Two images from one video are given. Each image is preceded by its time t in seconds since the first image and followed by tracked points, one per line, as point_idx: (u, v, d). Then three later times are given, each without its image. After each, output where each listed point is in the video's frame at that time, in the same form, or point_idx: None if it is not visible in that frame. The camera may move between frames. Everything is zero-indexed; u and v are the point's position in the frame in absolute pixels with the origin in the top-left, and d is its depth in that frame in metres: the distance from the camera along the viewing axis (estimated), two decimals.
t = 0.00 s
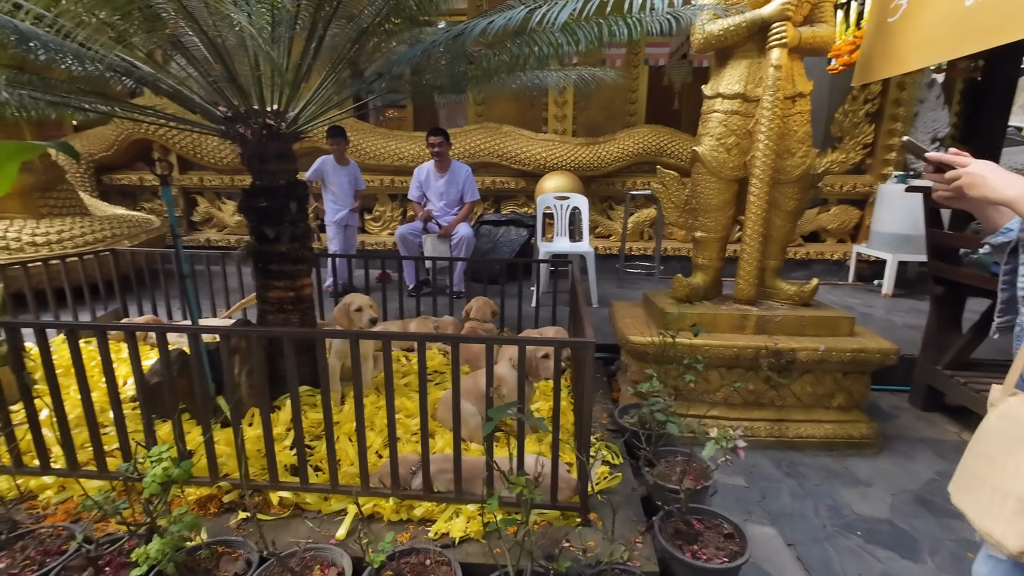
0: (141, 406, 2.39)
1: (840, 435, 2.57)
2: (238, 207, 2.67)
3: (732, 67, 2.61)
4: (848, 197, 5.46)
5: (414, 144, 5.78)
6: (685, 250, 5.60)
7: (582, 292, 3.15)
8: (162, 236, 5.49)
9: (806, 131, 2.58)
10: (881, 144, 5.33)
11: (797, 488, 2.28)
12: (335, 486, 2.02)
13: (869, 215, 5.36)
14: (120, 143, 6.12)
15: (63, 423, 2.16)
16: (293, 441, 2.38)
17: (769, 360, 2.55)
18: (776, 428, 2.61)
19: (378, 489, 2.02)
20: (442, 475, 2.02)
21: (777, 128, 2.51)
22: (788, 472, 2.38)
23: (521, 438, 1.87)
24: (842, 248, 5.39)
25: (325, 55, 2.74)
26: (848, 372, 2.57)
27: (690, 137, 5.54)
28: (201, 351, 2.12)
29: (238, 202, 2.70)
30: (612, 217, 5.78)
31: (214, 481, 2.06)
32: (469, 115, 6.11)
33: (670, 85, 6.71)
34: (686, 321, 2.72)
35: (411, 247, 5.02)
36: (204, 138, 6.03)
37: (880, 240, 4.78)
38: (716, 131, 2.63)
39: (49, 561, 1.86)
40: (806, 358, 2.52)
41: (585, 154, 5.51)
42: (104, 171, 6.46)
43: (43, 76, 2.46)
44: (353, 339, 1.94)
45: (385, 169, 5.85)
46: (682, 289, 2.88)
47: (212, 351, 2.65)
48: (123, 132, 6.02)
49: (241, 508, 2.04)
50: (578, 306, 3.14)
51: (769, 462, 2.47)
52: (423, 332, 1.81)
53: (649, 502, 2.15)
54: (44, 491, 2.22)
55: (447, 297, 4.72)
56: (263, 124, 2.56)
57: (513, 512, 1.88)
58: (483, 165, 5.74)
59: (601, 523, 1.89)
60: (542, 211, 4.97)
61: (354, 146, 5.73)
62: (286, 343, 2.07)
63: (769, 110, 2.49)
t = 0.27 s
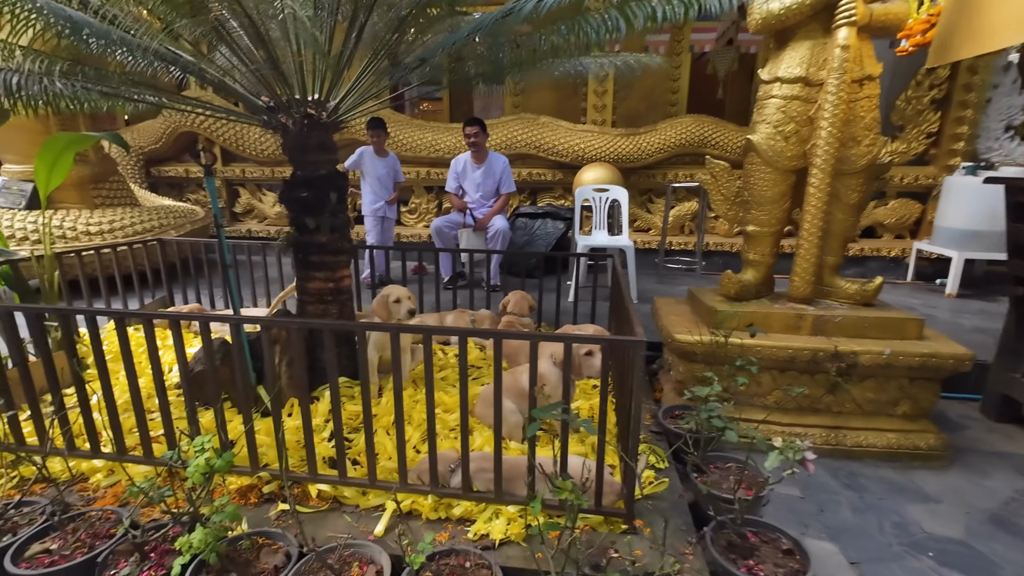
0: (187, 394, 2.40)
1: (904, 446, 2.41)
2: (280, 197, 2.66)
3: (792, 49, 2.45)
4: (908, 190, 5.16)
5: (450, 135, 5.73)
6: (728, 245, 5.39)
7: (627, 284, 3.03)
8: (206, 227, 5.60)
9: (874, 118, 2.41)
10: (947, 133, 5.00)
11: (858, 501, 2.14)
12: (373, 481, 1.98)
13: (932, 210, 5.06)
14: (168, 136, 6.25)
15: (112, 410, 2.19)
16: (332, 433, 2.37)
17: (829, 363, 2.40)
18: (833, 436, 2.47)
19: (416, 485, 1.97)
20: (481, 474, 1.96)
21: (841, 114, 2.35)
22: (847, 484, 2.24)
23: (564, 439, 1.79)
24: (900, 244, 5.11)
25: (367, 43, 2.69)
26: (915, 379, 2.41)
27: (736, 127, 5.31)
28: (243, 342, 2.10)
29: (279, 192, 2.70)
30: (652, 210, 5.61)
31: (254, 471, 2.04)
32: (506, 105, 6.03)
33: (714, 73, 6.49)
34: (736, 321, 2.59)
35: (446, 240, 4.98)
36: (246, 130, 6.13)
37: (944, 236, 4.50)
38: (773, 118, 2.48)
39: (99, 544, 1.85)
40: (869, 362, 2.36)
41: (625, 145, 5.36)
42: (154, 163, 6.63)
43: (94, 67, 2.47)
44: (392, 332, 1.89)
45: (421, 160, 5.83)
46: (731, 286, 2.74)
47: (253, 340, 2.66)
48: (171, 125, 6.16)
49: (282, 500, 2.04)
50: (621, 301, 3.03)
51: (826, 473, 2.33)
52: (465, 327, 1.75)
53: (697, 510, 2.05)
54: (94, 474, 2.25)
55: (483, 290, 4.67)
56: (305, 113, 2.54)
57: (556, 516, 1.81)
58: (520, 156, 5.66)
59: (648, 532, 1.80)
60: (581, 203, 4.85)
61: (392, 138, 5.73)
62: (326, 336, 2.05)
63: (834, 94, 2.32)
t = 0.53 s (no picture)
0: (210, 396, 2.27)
1: (984, 468, 2.20)
2: (304, 188, 2.53)
3: (864, 25, 2.21)
4: (972, 183, 4.82)
5: (478, 127, 5.56)
6: (769, 242, 5.11)
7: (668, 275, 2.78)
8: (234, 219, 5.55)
9: (956, 101, 2.16)
10: (1018, 121, 4.64)
11: (934, 532, 1.92)
12: (399, 493, 1.83)
13: (998, 204, 4.71)
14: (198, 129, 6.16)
15: (130, 410, 2.09)
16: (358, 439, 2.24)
17: (899, 375, 2.21)
18: (901, 454, 2.27)
19: (445, 501, 1.82)
20: (515, 491, 1.79)
21: (921, 96, 2.10)
22: (920, 510, 2.03)
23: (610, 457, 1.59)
24: (961, 241, 4.79)
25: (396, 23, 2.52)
26: (998, 395, 2.20)
27: (782, 116, 5.01)
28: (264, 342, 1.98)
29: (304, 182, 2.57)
30: (689, 204, 5.36)
31: (275, 478, 1.91)
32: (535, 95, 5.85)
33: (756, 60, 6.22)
34: (793, 325, 2.39)
35: (474, 234, 4.82)
36: (275, 122, 6.04)
37: (1015, 233, 4.17)
38: (840, 101, 2.25)
39: (113, 553, 1.70)
40: (947, 375, 2.16)
41: (662, 135, 5.11)
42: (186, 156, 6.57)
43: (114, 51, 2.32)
44: (421, 335, 1.73)
45: (449, 152, 5.68)
46: (786, 287, 2.53)
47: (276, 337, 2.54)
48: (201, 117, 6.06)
49: (303, 510, 1.90)
50: (663, 298, 2.80)
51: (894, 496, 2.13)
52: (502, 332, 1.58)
53: (752, 535, 1.87)
54: (113, 476, 2.10)
55: (513, 286, 4.50)
56: (331, 99, 2.38)
57: (599, 540, 1.65)
58: (550, 148, 5.46)
59: (702, 562, 1.64)
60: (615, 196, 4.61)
61: (420, 129, 5.61)
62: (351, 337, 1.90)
63: (913, 74, 2.08)
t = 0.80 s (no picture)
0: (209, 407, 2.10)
1: None
2: (309, 185, 2.37)
3: (919, 8, 2.03)
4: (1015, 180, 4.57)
5: (493, 121, 5.40)
6: (796, 241, 4.89)
7: (694, 273, 2.57)
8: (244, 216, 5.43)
9: None
10: None
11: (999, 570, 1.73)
12: (407, 519, 1.66)
13: None
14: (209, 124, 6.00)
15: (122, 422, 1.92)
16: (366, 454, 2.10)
17: (953, 392, 2.05)
18: (952, 479, 2.12)
19: (457, 529, 1.66)
20: (534, 521, 1.62)
21: (984, 85, 1.92)
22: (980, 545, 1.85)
23: (641, 488, 1.40)
24: (1002, 242, 4.55)
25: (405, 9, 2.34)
26: None
27: (811, 109, 4.78)
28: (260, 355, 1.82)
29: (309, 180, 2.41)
30: (711, 202, 5.14)
31: (274, 499, 1.74)
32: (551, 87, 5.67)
33: (781, 50, 5.99)
34: (834, 336, 2.22)
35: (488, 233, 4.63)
36: (285, 117, 5.86)
37: None
38: (891, 92, 2.06)
39: None
40: (1008, 394, 2.00)
41: (684, 129, 4.90)
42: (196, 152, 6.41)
43: (107, 39, 2.14)
44: (432, 350, 1.55)
45: (462, 148, 5.52)
46: (825, 294, 2.35)
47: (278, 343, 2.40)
48: (211, 112, 5.91)
49: (302, 534, 1.74)
50: (688, 300, 2.60)
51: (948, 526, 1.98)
52: (522, 349, 1.41)
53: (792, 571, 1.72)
54: (105, 493, 1.93)
55: (527, 286, 4.34)
56: (336, 91, 2.20)
57: None
58: (566, 143, 5.28)
59: None
60: (634, 193, 4.41)
61: (433, 124, 5.46)
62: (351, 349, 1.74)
63: (976, 60, 1.89)
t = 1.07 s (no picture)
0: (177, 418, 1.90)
1: None
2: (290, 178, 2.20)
3: None
4: None
5: (490, 113, 5.24)
6: (802, 238, 4.74)
7: (699, 269, 2.42)
8: (234, 210, 5.24)
9: None
10: None
11: None
12: (389, 543, 1.51)
13: None
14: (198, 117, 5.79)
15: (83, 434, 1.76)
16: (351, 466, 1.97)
17: (980, 401, 1.92)
18: (978, 492, 1.99)
19: (443, 554, 1.51)
20: (528, 546, 1.47)
21: (1018, 68, 1.79)
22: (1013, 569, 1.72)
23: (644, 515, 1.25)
24: (1015, 239, 4.41)
25: None
26: None
27: (819, 100, 4.62)
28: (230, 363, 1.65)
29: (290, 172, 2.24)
30: (715, 196, 4.99)
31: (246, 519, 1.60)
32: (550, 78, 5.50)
33: (787, 41, 5.82)
34: (852, 339, 2.09)
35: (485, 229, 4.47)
36: (278, 109, 5.68)
37: None
38: (917, 76, 1.93)
39: None
40: None
41: (689, 122, 4.74)
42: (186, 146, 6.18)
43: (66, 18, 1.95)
44: (415, 359, 1.38)
45: (458, 141, 5.36)
46: (841, 294, 2.22)
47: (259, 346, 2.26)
48: (201, 104, 5.70)
49: (276, 558, 1.59)
50: (694, 299, 2.44)
51: (974, 546, 1.85)
52: (515, 359, 1.26)
53: None
54: (65, 511, 1.77)
55: (525, 284, 4.16)
56: (317, 77, 2.02)
57: None
58: (566, 136, 5.12)
59: None
60: (636, 188, 4.27)
61: (428, 116, 5.30)
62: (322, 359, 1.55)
63: (1009, 41, 1.78)
